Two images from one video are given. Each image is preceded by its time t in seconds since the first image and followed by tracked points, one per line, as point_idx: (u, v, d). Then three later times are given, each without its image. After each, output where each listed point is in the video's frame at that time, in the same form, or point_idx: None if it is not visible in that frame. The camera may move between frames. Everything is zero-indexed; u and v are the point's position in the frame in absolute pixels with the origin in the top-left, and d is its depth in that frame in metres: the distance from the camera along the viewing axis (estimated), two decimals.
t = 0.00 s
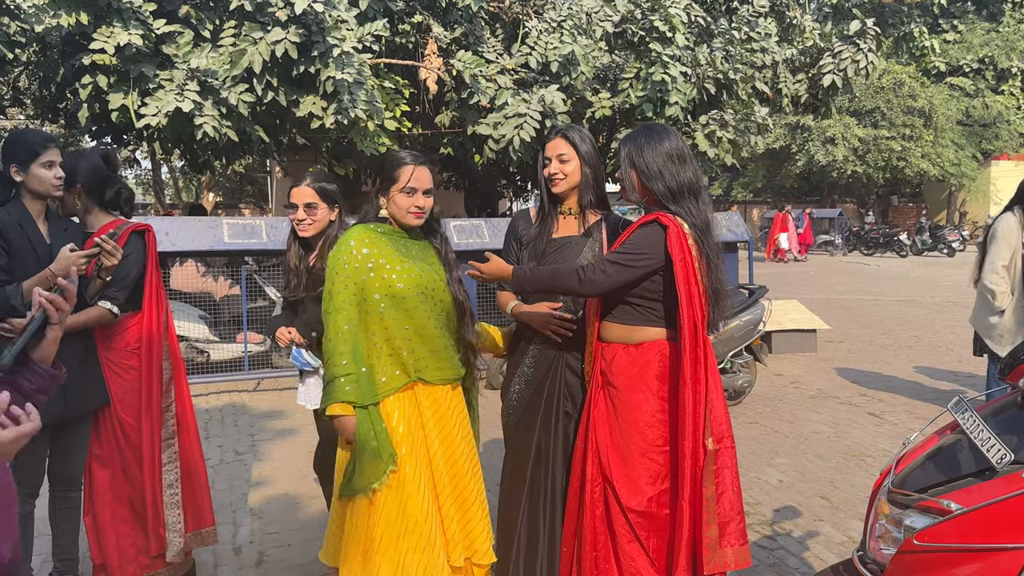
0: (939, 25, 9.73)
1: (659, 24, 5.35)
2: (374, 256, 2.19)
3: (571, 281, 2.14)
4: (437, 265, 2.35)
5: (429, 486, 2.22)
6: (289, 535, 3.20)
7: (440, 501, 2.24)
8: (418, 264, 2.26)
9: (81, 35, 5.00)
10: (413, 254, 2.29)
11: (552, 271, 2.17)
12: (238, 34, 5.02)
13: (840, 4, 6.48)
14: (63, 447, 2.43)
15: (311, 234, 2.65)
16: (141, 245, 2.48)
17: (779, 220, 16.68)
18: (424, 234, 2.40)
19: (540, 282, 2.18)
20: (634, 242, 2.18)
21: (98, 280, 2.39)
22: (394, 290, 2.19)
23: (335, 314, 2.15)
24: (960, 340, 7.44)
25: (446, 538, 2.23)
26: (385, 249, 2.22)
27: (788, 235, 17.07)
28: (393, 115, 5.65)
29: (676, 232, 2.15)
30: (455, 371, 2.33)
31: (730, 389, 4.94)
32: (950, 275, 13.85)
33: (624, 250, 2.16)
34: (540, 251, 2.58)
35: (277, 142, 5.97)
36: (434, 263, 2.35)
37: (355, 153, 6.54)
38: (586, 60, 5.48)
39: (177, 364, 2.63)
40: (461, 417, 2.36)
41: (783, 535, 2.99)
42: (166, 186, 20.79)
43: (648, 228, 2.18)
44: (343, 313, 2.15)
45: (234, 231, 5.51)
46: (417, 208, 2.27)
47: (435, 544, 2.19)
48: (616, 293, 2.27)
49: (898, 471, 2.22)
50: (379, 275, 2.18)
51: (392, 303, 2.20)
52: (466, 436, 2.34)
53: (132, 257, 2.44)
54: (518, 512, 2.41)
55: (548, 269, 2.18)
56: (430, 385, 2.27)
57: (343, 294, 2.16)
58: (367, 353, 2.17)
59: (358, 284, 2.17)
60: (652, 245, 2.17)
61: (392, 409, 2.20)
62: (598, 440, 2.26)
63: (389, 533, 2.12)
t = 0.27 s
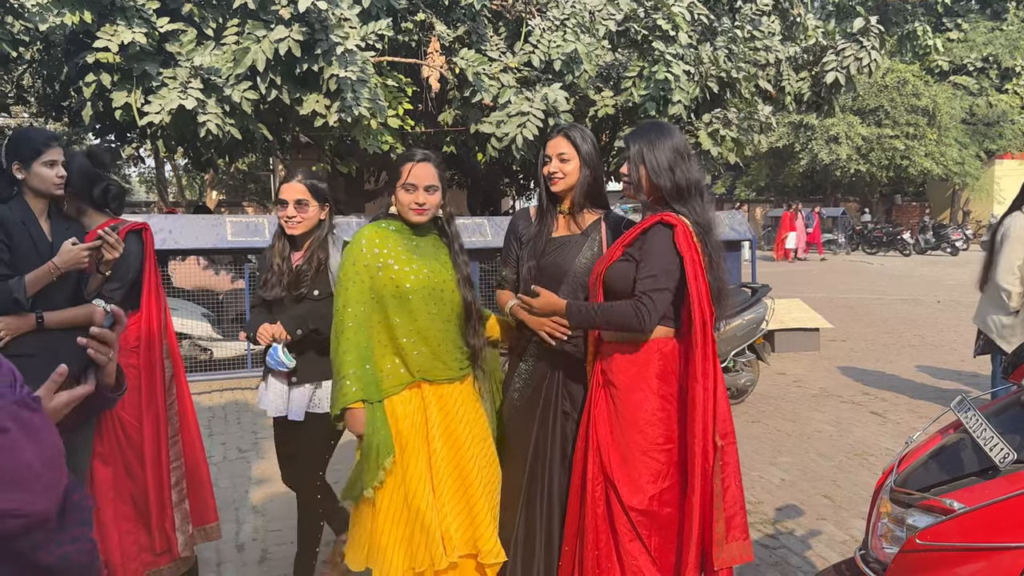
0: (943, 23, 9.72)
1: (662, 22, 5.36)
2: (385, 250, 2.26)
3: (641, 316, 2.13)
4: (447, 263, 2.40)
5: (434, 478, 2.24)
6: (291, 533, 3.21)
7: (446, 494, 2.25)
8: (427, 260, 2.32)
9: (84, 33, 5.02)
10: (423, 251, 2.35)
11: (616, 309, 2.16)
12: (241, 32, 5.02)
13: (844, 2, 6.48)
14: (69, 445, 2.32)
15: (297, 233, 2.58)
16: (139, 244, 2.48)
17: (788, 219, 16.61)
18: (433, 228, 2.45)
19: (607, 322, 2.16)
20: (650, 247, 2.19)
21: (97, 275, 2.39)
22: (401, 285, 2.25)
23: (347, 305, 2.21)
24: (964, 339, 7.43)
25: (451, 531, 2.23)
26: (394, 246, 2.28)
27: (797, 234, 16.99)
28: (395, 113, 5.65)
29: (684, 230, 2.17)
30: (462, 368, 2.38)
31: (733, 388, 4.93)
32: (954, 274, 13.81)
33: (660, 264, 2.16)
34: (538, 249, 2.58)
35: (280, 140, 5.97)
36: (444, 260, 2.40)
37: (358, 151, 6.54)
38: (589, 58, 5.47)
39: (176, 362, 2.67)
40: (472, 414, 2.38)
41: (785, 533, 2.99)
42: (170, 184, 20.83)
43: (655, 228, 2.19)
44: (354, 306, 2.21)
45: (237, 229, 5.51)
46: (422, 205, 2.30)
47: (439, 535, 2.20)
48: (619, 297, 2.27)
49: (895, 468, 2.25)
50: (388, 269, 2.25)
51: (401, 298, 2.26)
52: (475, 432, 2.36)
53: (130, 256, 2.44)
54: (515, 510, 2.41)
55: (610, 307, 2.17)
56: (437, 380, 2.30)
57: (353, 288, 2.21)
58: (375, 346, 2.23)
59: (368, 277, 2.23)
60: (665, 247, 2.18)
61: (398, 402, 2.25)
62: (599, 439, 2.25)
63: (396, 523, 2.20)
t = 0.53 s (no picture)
0: (949, 21, 9.70)
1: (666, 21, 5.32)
2: (416, 244, 2.46)
3: (713, 317, 2.18)
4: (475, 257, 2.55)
5: (442, 462, 2.42)
6: (295, 530, 3.21)
7: (450, 479, 2.42)
8: (455, 253, 2.50)
9: (89, 31, 5.02)
10: (455, 245, 2.53)
11: (683, 313, 2.20)
12: (245, 29, 5.03)
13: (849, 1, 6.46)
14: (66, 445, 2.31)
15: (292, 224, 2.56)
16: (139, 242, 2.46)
17: (797, 218, 16.54)
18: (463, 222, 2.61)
19: (683, 327, 2.20)
20: (677, 245, 2.24)
21: (95, 271, 2.37)
22: (428, 277, 2.45)
23: (379, 292, 2.43)
24: (968, 339, 7.42)
25: (450, 515, 2.41)
26: (425, 239, 2.48)
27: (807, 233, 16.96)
28: (399, 110, 5.66)
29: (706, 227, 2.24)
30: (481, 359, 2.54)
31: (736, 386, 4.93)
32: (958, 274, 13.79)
33: (705, 265, 2.22)
34: (542, 247, 2.57)
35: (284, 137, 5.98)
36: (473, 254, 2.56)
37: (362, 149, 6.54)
38: (594, 57, 5.45)
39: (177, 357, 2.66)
40: (489, 403, 2.54)
41: (787, 532, 2.98)
42: (174, 182, 20.85)
43: (674, 226, 2.24)
44: (383, 294, 2.43)
45: (241, 227, 5.52)
46: (446, 203, 2.48)
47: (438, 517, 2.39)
48: (636, 295, 2.30)
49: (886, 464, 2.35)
50: (416, 262, 2.45)
51: (426, 289, 2.46)
52: (489, 420, 2.52)
53: (127, 255, 2.43)
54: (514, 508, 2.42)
55: (679, 314, 2.20)
56: (456, 369, 2.48)
57: (384, 278, 2.43)
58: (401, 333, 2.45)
59: (397, 269, 2.44)
60: (689, 244, 2.23)
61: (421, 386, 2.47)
62: (610, 437, 2.26)
63: (401, 500, 2.41)
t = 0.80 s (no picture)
0: (953, 20, 9.68)
1: (670, 18, 5.33)
2: (430, 239, 2.47)
3: (734, 311, 2.21)
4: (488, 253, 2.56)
5: (454, 456, 2.45)
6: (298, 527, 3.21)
7: (463, 472, 2.45)
8: (469, 248, 2.50)
9: (93, 28, 5.03)
10: (469, 241, 2.54)
11: (704, 309, 2.23)
12: (249, 27, 5.03)
13: None
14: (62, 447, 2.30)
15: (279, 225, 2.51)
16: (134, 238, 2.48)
17: (806, 216, 16.46)
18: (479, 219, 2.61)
19: (703, 321, 2.22)
20: (699, 242, 2.26)
21: (91, 267, 2.36)
22: (441, 272, 2.46)
23: (395, 287, 2.45)
24: (971, 338, 7.41)
25: (463, 507, 2.44)
26: (439, 235, 2.49)
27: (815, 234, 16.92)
28: (402, 108, 5.66)
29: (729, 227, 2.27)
30: (494, 353, 2.55)
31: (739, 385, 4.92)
32: (961, 273, 13.77)
33: (727, 262, 2.24)
34: (547, 243, 2.57)
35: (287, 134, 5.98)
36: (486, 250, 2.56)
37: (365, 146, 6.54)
38: (597, 54, 5.44)
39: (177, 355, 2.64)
40: (502, 397, 2.56)
41: (790, 531, 2.99)
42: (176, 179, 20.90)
43: (695, 224, 2.27)
44: (399, 289, 2.44)
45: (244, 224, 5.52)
46: (460, 201, 2.48)
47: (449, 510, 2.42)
48: (655, 294, 2.32)
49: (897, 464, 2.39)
50: (429, 257, 2.46)
51: (439, 284, 2.47)
52: (501, 415, 2.54)
53: (126, 251, 2.44)
54: (530, 504, 2.43)
55: (699, 309, 2.23)
56: (470, 364, 2.49)
57: (399, 273, 2.45)
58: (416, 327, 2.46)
59: (411, 264, 2.45)
60: (710, 241, 2.26)
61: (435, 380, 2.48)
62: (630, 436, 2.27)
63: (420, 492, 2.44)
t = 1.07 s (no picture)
0: (957, 18, 9.66)
1: (674, 15, 5.32)
2: (430, 238, 2.46)
3: (740, 317, 2.22)
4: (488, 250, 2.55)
5: (459, 454, 2.43)
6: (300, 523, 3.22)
7: (470, 470, 2.43)
8: (468, 248, 2.50)
9: (96, 26, 5.03)
10: (468, 238, 2.53)
11: (710, 314, 2.23)
12: (253, 24, 5.03)
13: None
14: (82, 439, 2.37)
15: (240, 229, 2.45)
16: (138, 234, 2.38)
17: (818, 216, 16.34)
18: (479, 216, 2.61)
19: (709, 326, 2.23)
20: (709, 245, 2.26)
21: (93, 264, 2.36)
22: (441, 270, 2.45)
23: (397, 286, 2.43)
24: (974, 337, 7.40)
25: (471, 505, 2.42)
26: (438, 233, 2.48)
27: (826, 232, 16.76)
28: (406, 106, 5.66)
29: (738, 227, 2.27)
30: (497, 349, 2.55)
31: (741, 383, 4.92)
32: (964, 272, 13.74)
33: (735, 267, 2.24)
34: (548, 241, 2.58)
35: (290, 131, 5.99)
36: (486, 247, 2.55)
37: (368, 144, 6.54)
38: (601, 53, 5.43)
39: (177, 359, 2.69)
40: (505, 393, 2.55)
41: (792, 529, 2.98)
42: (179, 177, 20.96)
43: (705, 226, 2.26)
44: (401, 288, 2.43)
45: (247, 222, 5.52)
46: (457, 201, 2.48)
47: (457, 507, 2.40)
48: (662, 295, 2.32)
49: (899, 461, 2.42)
50: (429, 256, 2.45)
51: (439, 282, 2.46)
52: (505, 411, 2.53)
53: (127, 247, 2.36)
54: (531, 501, 2.46)
55: (705, 313, 2.23)
56: (472, 362, 2.48)
57: (402, 272, 2.44)
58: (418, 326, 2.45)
59: (412, 264, 2.45)
60: (719, 244, 2.26)
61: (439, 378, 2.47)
62: (638, 434, 2.25)
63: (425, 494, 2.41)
